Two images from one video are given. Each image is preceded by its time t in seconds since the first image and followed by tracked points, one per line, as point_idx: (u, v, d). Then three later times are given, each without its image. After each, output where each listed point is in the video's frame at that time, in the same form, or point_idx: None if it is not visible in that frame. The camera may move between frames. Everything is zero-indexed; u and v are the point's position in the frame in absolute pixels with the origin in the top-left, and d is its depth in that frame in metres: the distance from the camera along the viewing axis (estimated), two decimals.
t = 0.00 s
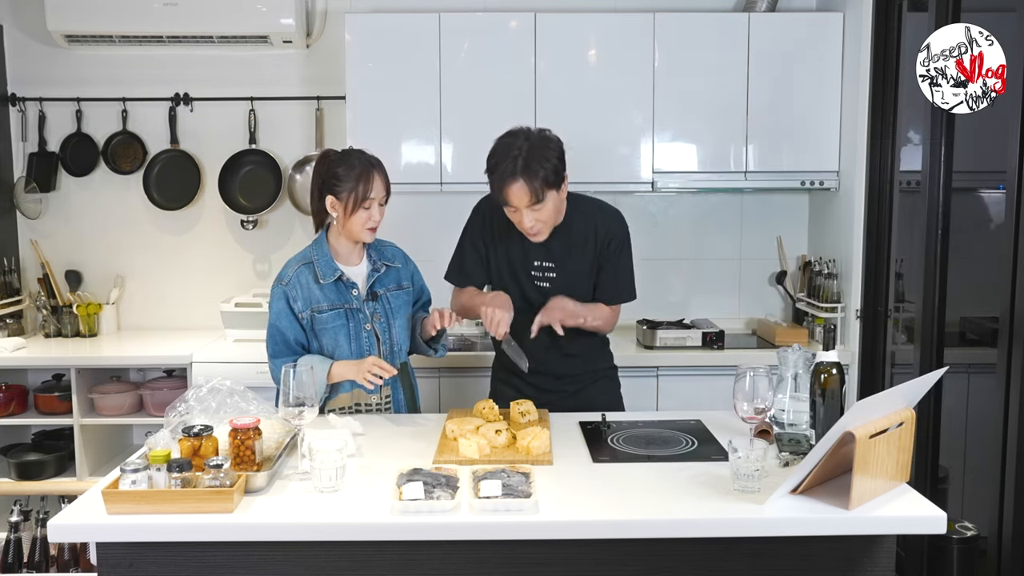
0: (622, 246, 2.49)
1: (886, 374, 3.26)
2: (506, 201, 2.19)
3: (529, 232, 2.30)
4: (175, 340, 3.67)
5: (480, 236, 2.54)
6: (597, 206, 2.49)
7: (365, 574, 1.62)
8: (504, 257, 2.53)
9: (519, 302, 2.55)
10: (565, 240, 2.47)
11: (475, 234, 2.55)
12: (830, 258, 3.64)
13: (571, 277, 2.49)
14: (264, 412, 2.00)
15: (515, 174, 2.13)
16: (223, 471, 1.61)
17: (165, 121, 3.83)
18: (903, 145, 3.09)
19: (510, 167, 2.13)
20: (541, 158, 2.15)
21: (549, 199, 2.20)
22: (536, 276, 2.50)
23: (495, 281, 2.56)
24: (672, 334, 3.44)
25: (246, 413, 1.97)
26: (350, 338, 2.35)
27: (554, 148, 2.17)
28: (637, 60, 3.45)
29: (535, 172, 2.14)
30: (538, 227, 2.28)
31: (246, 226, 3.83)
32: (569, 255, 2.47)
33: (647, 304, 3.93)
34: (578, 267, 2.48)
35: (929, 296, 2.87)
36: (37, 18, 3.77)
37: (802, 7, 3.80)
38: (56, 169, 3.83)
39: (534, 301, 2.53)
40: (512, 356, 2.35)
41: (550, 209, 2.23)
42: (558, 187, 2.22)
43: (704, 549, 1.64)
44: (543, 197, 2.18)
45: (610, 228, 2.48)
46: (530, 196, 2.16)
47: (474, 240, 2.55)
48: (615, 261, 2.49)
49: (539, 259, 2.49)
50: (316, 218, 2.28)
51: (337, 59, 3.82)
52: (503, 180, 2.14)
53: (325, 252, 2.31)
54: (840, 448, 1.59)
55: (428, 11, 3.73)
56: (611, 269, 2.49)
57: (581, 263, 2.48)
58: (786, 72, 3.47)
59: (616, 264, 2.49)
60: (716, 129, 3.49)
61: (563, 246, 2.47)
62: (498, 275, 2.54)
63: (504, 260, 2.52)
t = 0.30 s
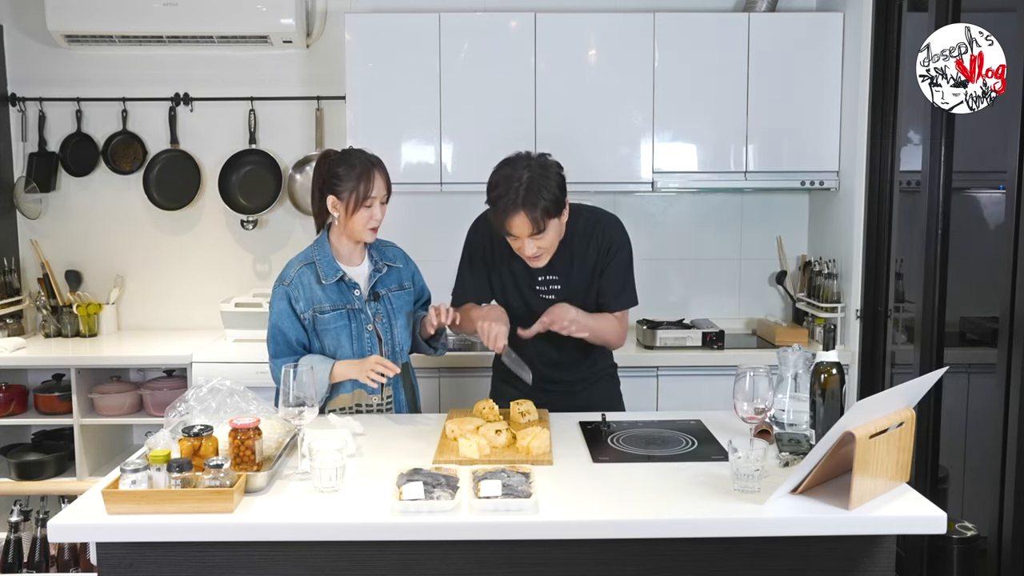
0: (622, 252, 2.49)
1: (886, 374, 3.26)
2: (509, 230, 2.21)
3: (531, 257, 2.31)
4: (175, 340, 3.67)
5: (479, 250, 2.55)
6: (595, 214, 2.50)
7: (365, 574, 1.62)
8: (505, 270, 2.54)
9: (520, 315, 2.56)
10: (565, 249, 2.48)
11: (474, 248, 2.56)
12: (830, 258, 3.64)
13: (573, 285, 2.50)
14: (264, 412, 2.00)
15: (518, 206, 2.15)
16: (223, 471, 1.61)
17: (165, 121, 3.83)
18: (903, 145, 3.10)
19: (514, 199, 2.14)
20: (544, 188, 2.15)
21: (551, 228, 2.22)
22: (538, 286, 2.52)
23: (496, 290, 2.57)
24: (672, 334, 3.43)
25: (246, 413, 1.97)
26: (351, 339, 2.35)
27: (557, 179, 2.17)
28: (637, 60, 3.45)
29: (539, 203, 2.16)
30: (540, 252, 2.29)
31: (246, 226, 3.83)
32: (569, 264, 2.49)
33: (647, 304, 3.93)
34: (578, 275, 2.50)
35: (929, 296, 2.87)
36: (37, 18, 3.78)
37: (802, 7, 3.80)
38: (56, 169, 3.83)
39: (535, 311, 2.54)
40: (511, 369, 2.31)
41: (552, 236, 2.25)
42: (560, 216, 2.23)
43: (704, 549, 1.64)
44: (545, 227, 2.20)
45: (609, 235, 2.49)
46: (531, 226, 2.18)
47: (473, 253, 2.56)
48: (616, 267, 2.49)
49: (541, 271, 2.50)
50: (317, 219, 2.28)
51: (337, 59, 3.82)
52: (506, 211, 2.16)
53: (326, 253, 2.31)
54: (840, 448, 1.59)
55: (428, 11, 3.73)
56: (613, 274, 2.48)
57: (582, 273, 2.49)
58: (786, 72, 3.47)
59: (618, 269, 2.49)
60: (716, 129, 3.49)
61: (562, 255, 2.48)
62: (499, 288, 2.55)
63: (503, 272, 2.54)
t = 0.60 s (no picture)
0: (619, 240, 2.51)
1: (886, 374, 3.26)
2: (499, 205, 2.45)
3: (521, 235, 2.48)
4: (175, 340, 3.67)
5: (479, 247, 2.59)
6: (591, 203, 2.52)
7: (365, 574, 1.62)
8: (504, 264, 2.57)
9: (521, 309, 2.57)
10: (561, 237, 2.50)
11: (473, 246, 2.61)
12: (830, 258, 3.64)
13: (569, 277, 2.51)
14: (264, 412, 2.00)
15: (507, 180, 2.43)
16: (223, 471, 1.61)
17: (165, 121, 3.83)
18: (903, 145, 3.10)
19: (502, 175, 2.42)
20: (531, 166, 2.43)
21: (539, 206, 2.44)
22: (537, 278, 2.53)
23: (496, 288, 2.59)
24: (672, 334, 3.43)
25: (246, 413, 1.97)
26: (351, 339, 2.35)
27: (546, 159, 2.44)
28: (637, 60, 3.45)
29: (525, 177, 2.42)
30: (529, 228, 2.47)
31: (246, 226, 3.83)
32: (565, 256, 2.51)
33: (647, 304, 3.93)
34: (575, 266, 2.51)
35: (929, 296, 2.87)
36: (37, 18, 3.78)
37: (802, 7, 3.80)
38: (56, 169, 3.83)
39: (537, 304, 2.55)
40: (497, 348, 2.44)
41: (540, 212, 2.44)
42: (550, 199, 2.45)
43: (704, 549, 1.64)
44: (533, 200, 2.43)
45: (604, 222, 2.51)
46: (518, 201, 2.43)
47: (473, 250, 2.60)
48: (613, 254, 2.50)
49: (539, 263, 2.52)
50: (317, 219, 2.33)
51: (337, 59, 3.82)
52: (495, 186, 2.42)
53: (326, 253, 2.31)
54: (840, 448, 1.59)
55: (428, 11, 3.73)
56: (611, 263, 2.49)
57: (578, 263, 2.50)
58: (786, 72, 3.47)
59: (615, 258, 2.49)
60: (716, 129, 3.49)
61: (558, 247, 2.51)
62: (498, 284, 2.58)
63: (502, 266, 2.56)
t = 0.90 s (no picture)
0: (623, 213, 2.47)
1: (886, 374, 3.26)
2: (482, 145, 2.24)
3: (511, 184, 2.33)
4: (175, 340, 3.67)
5: (478, 229, 2.50)
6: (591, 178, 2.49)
7: (365, 574, 1.62)
8: (500, 244, 2.48)
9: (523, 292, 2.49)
10: (559, 211, 2.42)
11: (472, 228, 2.51)
12: (830, 258, 3.64)
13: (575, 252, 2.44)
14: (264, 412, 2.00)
15: (491, 115, 2.20)
16: (222, 471, 1.61)
17: (165, 120, 3.83)
18: (903, 145, 3.10)
19: (484, 109, 2.20)
20: (522, 105, 2.22)
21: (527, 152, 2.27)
22: (536, 255, 2.44)
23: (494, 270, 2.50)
24: (673, 334, 3.43)
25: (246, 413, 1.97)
26: (350, 339, 2.35)
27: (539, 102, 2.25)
28: (637, 59, 3.45)
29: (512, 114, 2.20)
30: (519, 177, 2.30)
31: (246, 226, 3.83)
32: (569, 232, 2.43)
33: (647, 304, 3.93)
34: (580, 243, 2.44)
35: (928, 296, 2.87)
36: (37, 18, 3.77)
37: (802, 7, 3.80)
38: (56, 169, 3.83)
39: (537, 284, 2.47)
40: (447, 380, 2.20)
41: (529, 157, 2.27)
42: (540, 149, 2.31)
43: (703, 549, 1.64)
44: (520, 141, 2.22)
45: (601, 195, 2.45)
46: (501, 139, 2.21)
47: (471, 231, 2.50)
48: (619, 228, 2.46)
49: (537, 239, 2.43)
50: (316, 219, 2.28)
51: (337, 59, 3.82)
52: (478, 121, 2.22)
53: (325, 253, 2.31)
54: (840, 448, 1.59)
55: (428, 11, 3.73)
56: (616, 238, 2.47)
57: (578, 237, 2.44)
58: (786, 72, 3.47)
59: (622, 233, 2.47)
60: (716, 129, 3.49)
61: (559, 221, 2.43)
62: (501, 265, 2.49)
63: (502, 245, 2.47)
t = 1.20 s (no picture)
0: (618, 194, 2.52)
1: (886, 374, 3.25)
2: (473, 128, 2.29)
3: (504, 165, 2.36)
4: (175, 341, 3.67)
5: (478, 218, 2.51)
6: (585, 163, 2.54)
7: (365, 574, 1.62)
8: (502, 231, 2.49)
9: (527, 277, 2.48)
10: (557, 190, 2.45)
11: (472, 215, 2.51)
12: (830, 258, 3.64)
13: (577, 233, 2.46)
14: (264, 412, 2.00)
15: (479, 98, 2.25)
16: (222, 471, 1.61)
17: (165, 120, 3.83)
18: (903, 145, 3.10)
19: (473, 92, 2.26)
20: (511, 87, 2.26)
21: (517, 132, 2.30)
22: (538, 235, 2.45)
23: (498, 257, 2.50)
24: (673, 334, 3.43)
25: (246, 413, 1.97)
26: (352, 340, 2.35)
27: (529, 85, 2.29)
28: (638, 59, 3.45)
29: (501, 97, 2.24)
30: (510, 158, 2.34)
31: (245, 226, 3.83)
32: (570, 213, 2.45)
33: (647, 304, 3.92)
34: (582, 226, 2.46)
35: (928, 296, 2.87)
36: (37, 18, 3.77)
37: (802, 7, 3.80)
38: (56, 169, 3.83)
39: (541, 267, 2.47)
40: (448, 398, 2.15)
41: (519, 138, 2.30)
42: (530, 131, 2.34)
43: (703, 549, 1.64)
44: (510, 122, 2.26)
45: (595, 176, 2.50)
46: (490, 121, 2.26)
47: (472, 221, 2.51)
48: (614, 209, 2.51)
49: (538, 221, 2.45)
50: (316, 218, 2.28)
51: (337, 59, 3.82)
52: (467, 104, 2.27)
53: (326, 253, 2.31)
54: (840, 448, 1.59)
55: (428, 11, 3.73)
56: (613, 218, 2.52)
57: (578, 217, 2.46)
58: (786, 72, 3.47)
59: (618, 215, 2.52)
60: (716, 129, 3.49)
61: (560, 202, 2.45)
62: (504, 250, 2.49)
63: (504, 230, 2.48)
